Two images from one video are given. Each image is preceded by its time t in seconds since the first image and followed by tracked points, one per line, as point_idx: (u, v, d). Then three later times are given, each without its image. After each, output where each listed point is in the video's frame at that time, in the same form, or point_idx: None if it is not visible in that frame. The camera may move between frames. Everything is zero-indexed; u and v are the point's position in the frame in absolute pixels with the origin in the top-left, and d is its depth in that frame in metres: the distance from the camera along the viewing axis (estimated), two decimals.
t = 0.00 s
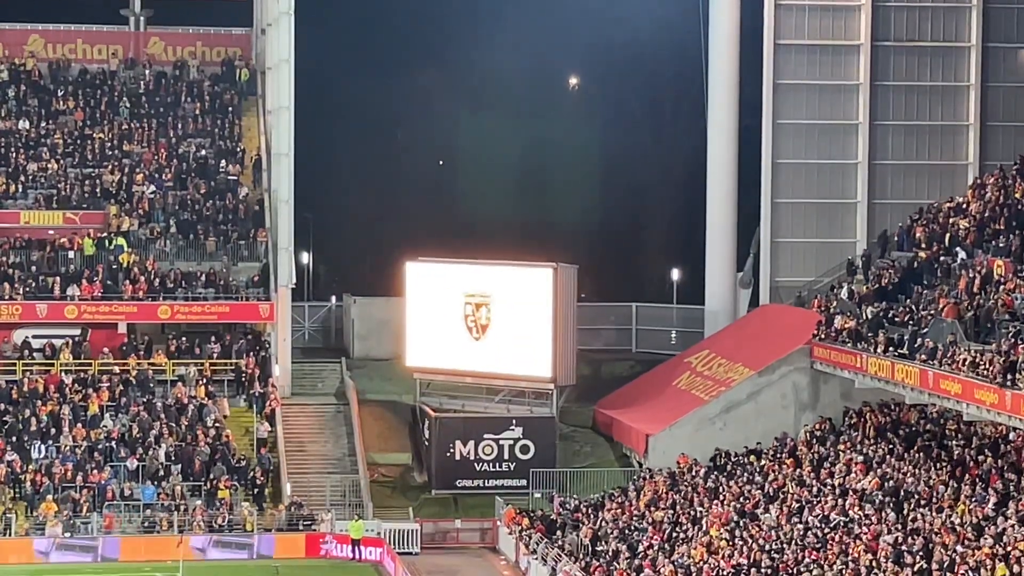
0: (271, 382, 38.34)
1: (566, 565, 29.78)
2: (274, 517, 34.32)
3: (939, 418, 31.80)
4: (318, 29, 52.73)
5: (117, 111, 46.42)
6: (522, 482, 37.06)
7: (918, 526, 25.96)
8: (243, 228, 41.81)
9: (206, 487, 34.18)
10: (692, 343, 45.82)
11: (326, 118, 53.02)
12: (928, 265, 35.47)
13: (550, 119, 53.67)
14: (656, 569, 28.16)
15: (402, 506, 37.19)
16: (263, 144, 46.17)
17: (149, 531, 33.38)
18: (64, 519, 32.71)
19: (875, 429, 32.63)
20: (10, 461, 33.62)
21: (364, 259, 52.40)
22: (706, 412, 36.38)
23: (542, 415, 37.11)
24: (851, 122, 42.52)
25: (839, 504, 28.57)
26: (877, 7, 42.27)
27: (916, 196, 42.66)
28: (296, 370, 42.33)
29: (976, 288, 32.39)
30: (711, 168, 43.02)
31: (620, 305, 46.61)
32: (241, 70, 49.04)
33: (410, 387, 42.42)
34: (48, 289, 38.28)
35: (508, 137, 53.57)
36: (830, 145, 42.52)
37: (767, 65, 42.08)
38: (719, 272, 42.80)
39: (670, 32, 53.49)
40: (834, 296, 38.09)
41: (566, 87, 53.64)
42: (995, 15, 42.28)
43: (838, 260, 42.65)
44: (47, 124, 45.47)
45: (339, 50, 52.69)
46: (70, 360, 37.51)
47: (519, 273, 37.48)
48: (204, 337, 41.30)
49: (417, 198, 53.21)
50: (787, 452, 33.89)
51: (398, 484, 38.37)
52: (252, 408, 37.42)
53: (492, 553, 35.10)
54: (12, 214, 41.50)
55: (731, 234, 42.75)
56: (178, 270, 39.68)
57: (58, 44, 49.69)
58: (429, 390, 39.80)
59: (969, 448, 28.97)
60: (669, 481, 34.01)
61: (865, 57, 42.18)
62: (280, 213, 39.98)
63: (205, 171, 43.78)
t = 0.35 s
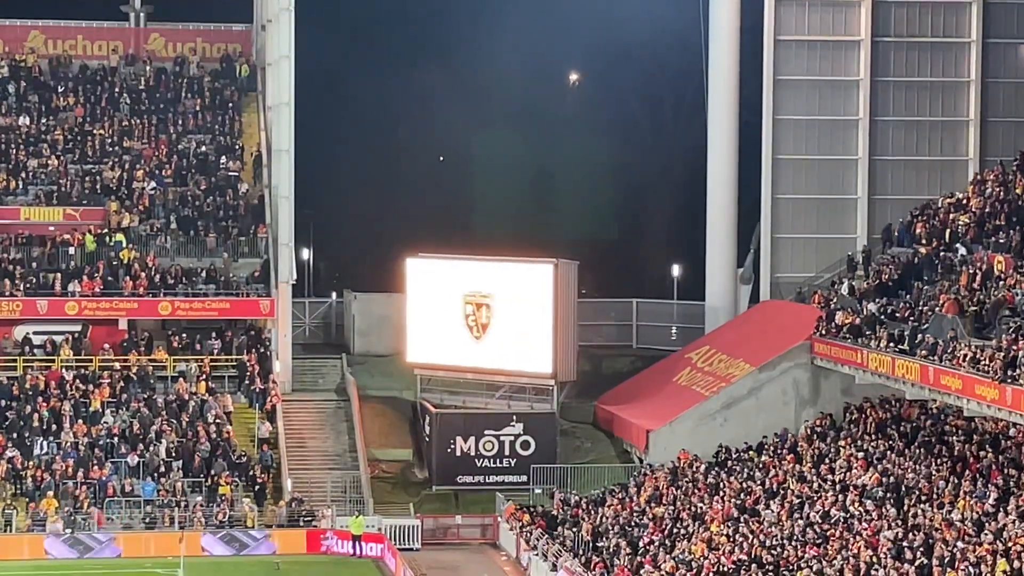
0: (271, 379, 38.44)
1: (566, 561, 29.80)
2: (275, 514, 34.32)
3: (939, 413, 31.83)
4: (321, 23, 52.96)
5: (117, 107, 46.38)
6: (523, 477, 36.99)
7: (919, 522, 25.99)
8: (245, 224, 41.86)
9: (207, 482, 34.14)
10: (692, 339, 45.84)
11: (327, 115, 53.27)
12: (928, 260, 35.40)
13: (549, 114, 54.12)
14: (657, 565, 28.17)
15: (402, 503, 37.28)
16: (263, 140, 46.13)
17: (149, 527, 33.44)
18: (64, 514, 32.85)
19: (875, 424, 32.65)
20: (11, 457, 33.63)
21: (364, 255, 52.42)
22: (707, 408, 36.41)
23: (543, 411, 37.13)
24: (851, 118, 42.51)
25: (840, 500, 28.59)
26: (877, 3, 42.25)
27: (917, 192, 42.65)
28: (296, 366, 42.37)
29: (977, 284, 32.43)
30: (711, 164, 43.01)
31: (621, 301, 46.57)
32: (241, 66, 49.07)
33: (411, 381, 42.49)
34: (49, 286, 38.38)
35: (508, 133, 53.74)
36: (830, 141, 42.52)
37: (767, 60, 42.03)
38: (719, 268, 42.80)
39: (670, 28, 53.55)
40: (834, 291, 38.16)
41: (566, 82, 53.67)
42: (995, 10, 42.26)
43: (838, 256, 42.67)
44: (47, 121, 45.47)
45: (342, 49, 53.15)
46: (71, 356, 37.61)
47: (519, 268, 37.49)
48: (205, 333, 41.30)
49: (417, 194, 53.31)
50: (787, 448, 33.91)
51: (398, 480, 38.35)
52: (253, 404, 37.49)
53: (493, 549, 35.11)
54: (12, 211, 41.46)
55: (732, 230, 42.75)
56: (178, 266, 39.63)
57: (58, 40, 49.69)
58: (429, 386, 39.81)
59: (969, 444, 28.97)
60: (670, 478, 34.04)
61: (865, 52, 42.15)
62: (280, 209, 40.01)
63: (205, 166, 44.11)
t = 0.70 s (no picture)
0: (271, 378, 38.40)
1: (566, 560, 29.80)
2: (275, 513, 34.30)
3: (938, 412, 31.84)
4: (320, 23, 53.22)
5: (117, 106, 46.38)
6: (523, 477, 37.00)
7: (918, 521, 25.99)
8: (245, 224, 41.89)
9: (206, 481, 34.13)
10: (692, 338, 45.84)
11: (328, 115, 53.30)
12: (927, 259, 35.43)
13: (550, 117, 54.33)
14: (656, 564, 28.16)
15: (401, 502, 37.30)
16: (262, 139, 46.14)
17: (149, 526, 33.50)
18: (64, 513, 32.88)
19: (874, 424, 32.65)
20: (11, 456, 33.64)
21: (364, 254, 52.42)
22: (706, 407, 36.42)
23: (542, 410, 37.15)
24: (851, 117, 42.51)
25: (839, 499, 28.59)
26: (877, 2, 42.24)
27: (916, 191, 42.66)
28: (296, 365, 42.36)
29: (977, 283, 32.40)
30: (710, 163, 43.00)
31: (621, 300, 46.56)
32: (241, 66, 49.13)
33: (409, 381, 42.78)
34: (49, 285, 38.35)
35: (506, 133, 54.12)
36: (830, 140, 42.53)
37: (767, 60, 42.02)
38: (719, 268, 42.81)
39: (669, 29, 53.53)
40: (834, 290, 38.17)
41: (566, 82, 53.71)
42: (995, 9, 42.27)
43: (838, 255, 42.70)
44: (46, 120, 45.47)
45: (343, 49, 53.35)
46: (70, 355, 37.65)
47: (520, 268, 37.46)
48: (204, 332, 41.30)
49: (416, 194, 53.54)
50: (787, 448, 33.90)
51: (398, 479, 38.39)
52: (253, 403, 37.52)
53: (492, 548, 35.12)
54: (12, 210, 41.49)
55: (732, 229, 42.76)
56: (178, 266, 39.69)
57: (58, 39, 49.70)
58: (429, 385, 39.83)
59: (969, 443, 28.98)
60: (670, 477, 34.02)
61: (865, 52, 42.15)
62: (280, 208, 40.02)
63: (204, 166, 44.03)
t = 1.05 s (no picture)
0: (271, 379, 38.31)
1: (565, 562, 29.81)
2: (275, 515, 34.28)
3: (938, 414, 31.84)
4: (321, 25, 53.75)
5: (116, 107, 46.40)
6: (522, 479, 37.02)
7: (918, 523, 25.97)
8: (244, 226, 41.81)
9: (205, 483, 34.09)
10: (691, 340, 45.81)
11: (327, 116, 53.39)
12: (927, 260, 35.47)
13: (552, 118, 54.20)
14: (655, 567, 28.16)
15: (401, 503, 37.38)
16: (262, 141, 46.16)
17: (149, 528, 33.47)
18: (64, 515, 32.87)
19: (874, 426, 32.63)
20: (10, 457, 33.66)
21: (364, 255, 52.41)
22: (706, 408, 36.41)
23: (542, 412, 37.11)
24: (850, 119, 42.52)
25: (838, 501, 28.58)
26: (877, 4, 42.25)
27: (916, 193, 42.65)
28: (295, 367, 42.37)
29: (976, 286, 32.41)
30: (710, 165, 42.99)
31: (620, 302, 46.59)
32: (241, 67, 49.09)
33: (409, 383, 42.56)
34: (48, 287, 38.39)
35: (508, 133, 53.83)
36: (830, 142, 42.53)
37: (767, 61, 42.07)
38: (719, 270, 42.81)
39: (669, 30, 53.52)
40: (834, 292, 37.98)
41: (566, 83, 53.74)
42: (994, 11, 42.28)
43: (837, 257, 42.68)
44: (46, 121, 45.46)
45: (343, 51, 53.76)
46: (70, 356, 37.66)
47: (520, 270, 37.47)
48: (204, 334, 41.30)
49: (417, 196, 53.57)
50: (786, 449, 33.89)
51: (397, 480, 38.51)
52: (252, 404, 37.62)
53: (492, 550, 35.10)
54: (12, 211, 41.51)
55: (732, 231, 42.77)
56: (178, 267, 39.68)
57: (58, 40, 49.69)
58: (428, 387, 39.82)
59: (969, 445, 28.95)
60: (669, 479, 34.01)
61: (865, 54, 42.18)
62: (279, 209, 40.01)
63: (204, 167, 43.99)
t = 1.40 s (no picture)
0: (270, 382, 38.28)
1: (564, 565, 29.83)
2: (274, 517, 34.23)
3: (937, 417, 31.85)
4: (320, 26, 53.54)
5: (116, 110, 46.44)
6: (521, 481, 37.06)
7: (917, 527, 25.98)
8: (244, 229, 41.83)
9: (205, 486, 34.07)
10: (691, 343, 45.81)
11: (327, 119, 53.45)
12: (927, 264, 35.50)
13: (551, 118, 54.17)
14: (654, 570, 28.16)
15: (400, 506, 37.36)
16: (262, 143, 46.18)
17: (149, 530, 33.43)
18: (64, 519, 32.77)
19: (874, 429, 32.63)
20: (10, 459, 33.67)
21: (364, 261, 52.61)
22: (706, 412, 36.37)
23: (542, 415, 37.09)
24: (850, 123, 42.53)
25: (837, 504, 28.60)
26: (877, 8, 42.28)
27: (916, 197, 42.67)
28: (295, 369, 42.35)
29: (976, 289, 32.40)
30: (710, 168, 42.98)
31: (620, 305, 46.66)
32: (241, 70, 49.09)
33: (410, 386, 42.33)
34: (48, 289, 38.24)
35: (507, 135, 54.02)
36: (830, 145, 42.54)
37: (767, 65, 42.11)
38: (719, 273, 42.81)
39: (669, 32, 53.60)
40: (834, 295, 38.04)
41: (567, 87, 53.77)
42: (994, 15, 42.31)
43: (837, 260, 42.69)
44: (46, 123, 45.46)
45: (342, 53, 53.50)
46: (70, 359, 37.61)
47: (520, 272, 37.48)
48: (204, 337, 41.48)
49: (416, 199, 53.63)
50: (786, 453, 33.88)
51: (396, 483, 38.48)
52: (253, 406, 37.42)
53: (491, 553, 35.08)
54: (12, 214, 41.52)
55: (732, 234, 42.78)
56: (178, 269, 39.66)
57: (58, 43, 49.68)
58: (428, 390, 39.85)
59: (968, 448, 28.92)
60: (669, 482, 34.01)
61: (865, 57, 42.22)
62: (279, 212, 39.99)
63: (204, 170, 43.96)
